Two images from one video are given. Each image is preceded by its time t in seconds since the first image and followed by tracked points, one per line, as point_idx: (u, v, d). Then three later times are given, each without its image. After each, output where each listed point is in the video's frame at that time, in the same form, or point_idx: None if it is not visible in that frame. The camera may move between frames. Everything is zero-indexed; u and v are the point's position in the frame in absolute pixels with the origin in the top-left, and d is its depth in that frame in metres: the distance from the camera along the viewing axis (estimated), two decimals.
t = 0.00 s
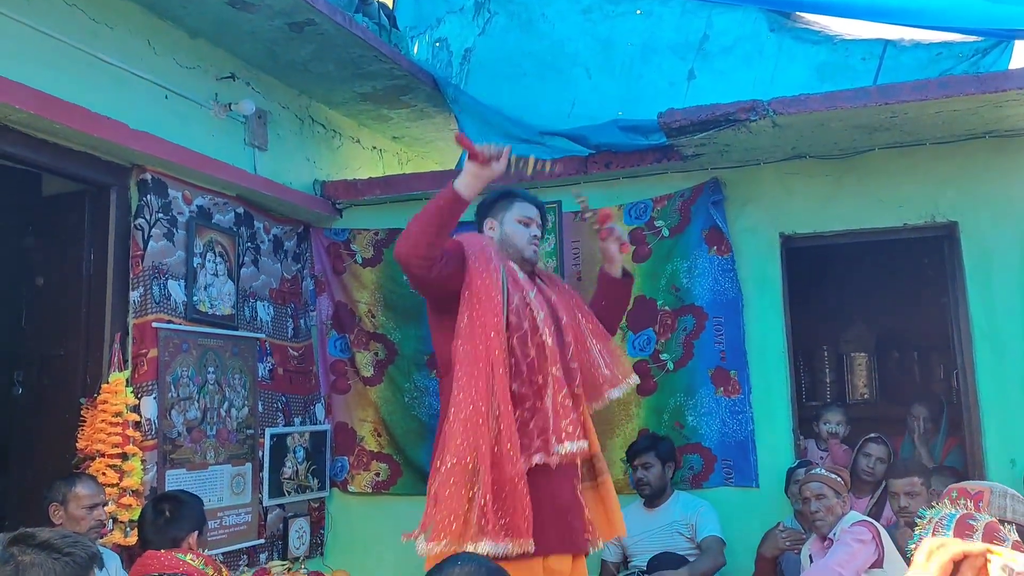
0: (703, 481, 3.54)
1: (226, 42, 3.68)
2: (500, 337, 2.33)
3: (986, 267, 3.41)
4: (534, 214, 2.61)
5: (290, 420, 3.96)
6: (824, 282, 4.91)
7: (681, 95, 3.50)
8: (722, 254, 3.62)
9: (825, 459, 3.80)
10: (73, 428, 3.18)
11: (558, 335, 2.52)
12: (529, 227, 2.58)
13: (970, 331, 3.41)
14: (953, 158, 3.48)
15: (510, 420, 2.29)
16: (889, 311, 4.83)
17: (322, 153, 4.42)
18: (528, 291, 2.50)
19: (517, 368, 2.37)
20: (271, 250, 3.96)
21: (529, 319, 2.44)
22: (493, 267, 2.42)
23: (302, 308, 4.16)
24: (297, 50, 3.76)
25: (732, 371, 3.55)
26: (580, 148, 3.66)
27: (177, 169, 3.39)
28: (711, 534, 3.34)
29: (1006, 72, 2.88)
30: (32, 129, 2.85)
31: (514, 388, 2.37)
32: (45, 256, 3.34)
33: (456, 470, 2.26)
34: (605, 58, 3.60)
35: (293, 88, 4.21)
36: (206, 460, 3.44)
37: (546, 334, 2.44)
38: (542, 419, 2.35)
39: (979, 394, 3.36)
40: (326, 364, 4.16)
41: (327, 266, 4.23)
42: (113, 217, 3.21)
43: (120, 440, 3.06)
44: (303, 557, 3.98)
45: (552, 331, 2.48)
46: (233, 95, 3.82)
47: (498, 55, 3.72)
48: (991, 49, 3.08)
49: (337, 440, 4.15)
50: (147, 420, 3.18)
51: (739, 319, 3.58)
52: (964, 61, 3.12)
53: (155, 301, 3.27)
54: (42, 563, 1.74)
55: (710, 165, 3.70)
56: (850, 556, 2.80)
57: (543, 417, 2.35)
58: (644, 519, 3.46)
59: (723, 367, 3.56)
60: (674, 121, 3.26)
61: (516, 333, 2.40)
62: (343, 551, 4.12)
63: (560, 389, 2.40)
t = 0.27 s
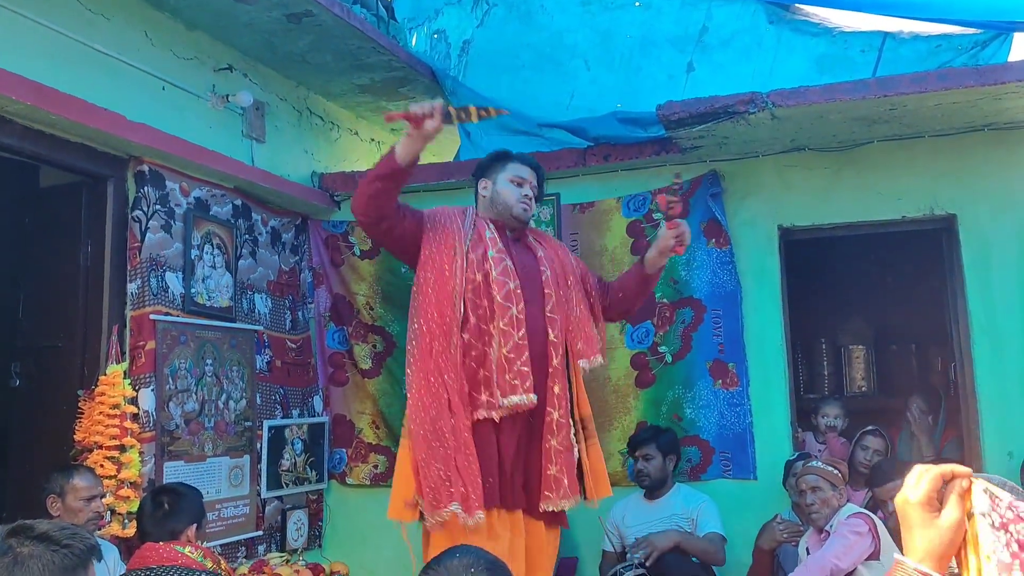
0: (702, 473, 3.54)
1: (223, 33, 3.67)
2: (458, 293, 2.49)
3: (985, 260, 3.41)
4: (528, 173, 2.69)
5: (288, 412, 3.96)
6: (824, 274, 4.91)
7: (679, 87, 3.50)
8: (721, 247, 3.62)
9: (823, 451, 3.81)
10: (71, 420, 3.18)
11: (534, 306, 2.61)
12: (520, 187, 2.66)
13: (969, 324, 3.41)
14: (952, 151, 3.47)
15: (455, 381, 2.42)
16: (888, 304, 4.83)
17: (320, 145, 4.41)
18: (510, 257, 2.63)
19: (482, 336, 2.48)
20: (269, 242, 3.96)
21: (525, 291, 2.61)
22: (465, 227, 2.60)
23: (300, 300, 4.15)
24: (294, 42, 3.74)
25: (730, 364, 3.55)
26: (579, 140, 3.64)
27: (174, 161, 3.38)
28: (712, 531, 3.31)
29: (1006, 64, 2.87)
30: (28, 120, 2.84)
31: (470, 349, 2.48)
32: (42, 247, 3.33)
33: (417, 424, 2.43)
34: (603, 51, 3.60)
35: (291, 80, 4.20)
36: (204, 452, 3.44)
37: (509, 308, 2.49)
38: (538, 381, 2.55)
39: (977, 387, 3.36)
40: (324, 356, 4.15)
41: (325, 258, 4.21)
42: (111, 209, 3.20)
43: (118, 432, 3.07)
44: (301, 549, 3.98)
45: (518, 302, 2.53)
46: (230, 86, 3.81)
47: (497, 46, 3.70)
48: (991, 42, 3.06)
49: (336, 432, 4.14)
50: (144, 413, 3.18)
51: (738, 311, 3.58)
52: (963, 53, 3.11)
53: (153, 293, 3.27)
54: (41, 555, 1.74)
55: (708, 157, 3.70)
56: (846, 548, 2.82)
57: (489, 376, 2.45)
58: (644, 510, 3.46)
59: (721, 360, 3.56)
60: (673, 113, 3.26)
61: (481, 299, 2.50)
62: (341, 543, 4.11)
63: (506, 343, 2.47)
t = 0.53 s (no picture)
0: (697, 466, 3.54)
1: (218, 24, 3.65)
2: (424, 349, 2.69)
3: (981, 251, 3.41)
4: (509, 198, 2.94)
5: (284, 405, 3.96)
6: (820, 266, 4.92)
7: (676, 79, 3.49)
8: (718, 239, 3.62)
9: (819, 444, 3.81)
10: (67, 412, 3.18)
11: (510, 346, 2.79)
12: (498, 210, 2.90)
13: (964, 315, 3.41)
14: (949, 143, 3.47)
15: (421, 422, 2.62)
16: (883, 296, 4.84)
17: (316, 137, 4.40)
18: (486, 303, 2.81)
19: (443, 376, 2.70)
20: (265, 235, 3.95)
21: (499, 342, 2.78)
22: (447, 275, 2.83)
23: (296, 293, 4.14)
24: (289, 33, 3.72)
25: (726, 356, 3.56)
26: (576, 132, 3.58)
27: (169, 153, 3.36)
28: (715, 534, 3.30)
29: (1002, 56, 2.86)
30: (22, 111, 2.83)
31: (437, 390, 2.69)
32: (37, 239, 3.32)
33: (371, 465, 2.63)
34: (600, 43, 3.60)
35: (286, 72, 4.18)
36: (201, 444, 3.44)
37: (476, 353, 2.69)
38: (515, 424, 2.73)
39: (973, 379, 3.36)
40: (321, 348, 4.15)
41: (321, 251, 4.20)
42: (105, 200, 3.19)
43: (113, 424, 3.07)
44: (298, 541, 3.99)
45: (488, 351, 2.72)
46: (225, 77, 3.80)
47: (493, 37, 3.72)
48: (988, 34, 3.05)
49: (332, 424, 4.14)
50: (141, 405, 3.17)
51: (734, 304, 3.58)
52: (961, 45, 3.11)
53: (148, 285, 3.24)
54: (36, 547, 1.73)
55: (705, 150, 3.67)
56: (841, 540, 2.82)
57: (455, 421, 2.64)
58: (646, 502, 3.47)
59: (717, 352, 3.57)
60: (670, 105, 3.25)
61: (450, 351, 2.72)
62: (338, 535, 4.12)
63: (468, 382, 2.66)
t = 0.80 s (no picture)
0: (695, 459, 3.54)
1: (213, 16, 3.63)
2: (408, 294, 2.61)
3: (978, 245, 3.41)
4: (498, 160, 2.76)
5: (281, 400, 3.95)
6: (817, 260, 4.92)
7: (673, 73, 3.46)
8: (716, 233, 3.61)
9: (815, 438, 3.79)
10: (62, 407, 3.16)
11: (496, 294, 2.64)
12: (489, 173, 2.76)
13: (961, 308, 3.42)
14: (946, 137, 3.47)
15: (395, 361, 2.54)
16: (879, 290, 4.84)
17: (312, 131, 4.38)
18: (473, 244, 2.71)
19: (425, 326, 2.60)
20: (261, 229, 3.93)
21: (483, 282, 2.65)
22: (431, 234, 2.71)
23: (292, 287, 4.13)
24: (285, 25, 3.70)
25: (724, 350, 3.55)
26: (573, 127, 3.56)
27: (165, 146, 3.34)
28: (713, 525, 3.32)
29: (1000, 49, 2.86)
30: (16, 104, 2.81)
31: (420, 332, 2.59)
32: (31, 233, 3.30)
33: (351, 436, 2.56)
34: (597, 36, 3.58)
35: (282, 65, 4.16)
36: (197, 439, 3.43)
37: (453, 297, 2.58)
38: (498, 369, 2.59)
39: (970, 372, 3.37)
40: (317, 343, 4.13)
41: (318, 245, 4.19)
42: (101, 194, 3.17)
43: (109, 419, 3.05)
44: (295, 536, 3.98)
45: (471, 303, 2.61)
46: (220, 70, 3.78)
47: (490, 30, 3.70)
48: (985, 27, 3.05)
49: (329, 418, 4.14)
50: (137, 399, 3.15)
51: (731, 298, 3.57)
52: (958, 38, 3.09)
53: (144, 279, 3.23)
54: (33, 540, 1.72)
55: (703, 144, 3.69)
56: (839, 533, 2.83)
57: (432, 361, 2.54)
58: (645, 496, 3.47)
59: (714, 346, 3.56)
60: (667, 98, 3.26)
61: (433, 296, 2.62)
62: (335, 529, 4.12)
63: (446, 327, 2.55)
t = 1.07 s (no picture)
0: (687, 454, 3.56)
1: (204, 12, 3.62)
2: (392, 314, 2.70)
3: (968, 240, 3.42)
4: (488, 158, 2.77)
5: (273, 396, 3.95)
6: (809, 256, 4.93)
7: (665, 69, 3.48)
8: (707, 229, 3.61)
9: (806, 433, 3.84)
10: (53, 404, 3.16)
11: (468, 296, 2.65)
12: (485, 170, 2.77)
13: (950, 304, 3.43)
14: (937, 133, 3.48)
15: (384, 372, 2.65)
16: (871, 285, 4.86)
17: (304, 127, 4.38)
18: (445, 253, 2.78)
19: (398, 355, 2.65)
20: (253, 225, 3.93)
21: (451, 293, 2.69)
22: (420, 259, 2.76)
23: (285, 283, 4.13)
24: (276, 21, 3.69)
25: (715, 346, 3.56)
26: (566, 123, 3.62)
27: (156, 143, 3.34)
28: (704, 519, 3.33)
29: (989, 46, 2.87)
30: (6, 101, 2.80)
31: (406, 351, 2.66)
32: (22, 231, 3.29)
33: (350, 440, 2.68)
34: (588, 32, 3.58)
35: (274, 61, 4.16)
36: (189, 435, 3.43)
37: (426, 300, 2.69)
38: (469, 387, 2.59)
39: (959, 367, 3.39)
40: (310, 339, 4.14)
41: (310, 241, 4.19)
42: (91, 191, 3.17)
43: (101, 416, 3.05)
44: (288, 532, 3.99)
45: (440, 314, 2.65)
46: (212, 67, 3.77)
47: (483, 27, 3.69)
48: (975, 24, 3.06)
49: (322, 414, 4.15)
50: (128, 396, 3.16)
51: (723, 293, 3.58)
52: (948, 34, 3.11)
53: (135, 277, 3.24)
54: (21, 540, 1.73)
55: (693, 139, 3.69)
56: (828, 529, 2.84)
57: (410, 372, 2.61)
58: (635, 490, 3.49)
59: (706, 342, 3.57)
60: (659, 95, 3.24)
61: (410, 318, 2.68)
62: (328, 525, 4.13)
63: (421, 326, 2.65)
